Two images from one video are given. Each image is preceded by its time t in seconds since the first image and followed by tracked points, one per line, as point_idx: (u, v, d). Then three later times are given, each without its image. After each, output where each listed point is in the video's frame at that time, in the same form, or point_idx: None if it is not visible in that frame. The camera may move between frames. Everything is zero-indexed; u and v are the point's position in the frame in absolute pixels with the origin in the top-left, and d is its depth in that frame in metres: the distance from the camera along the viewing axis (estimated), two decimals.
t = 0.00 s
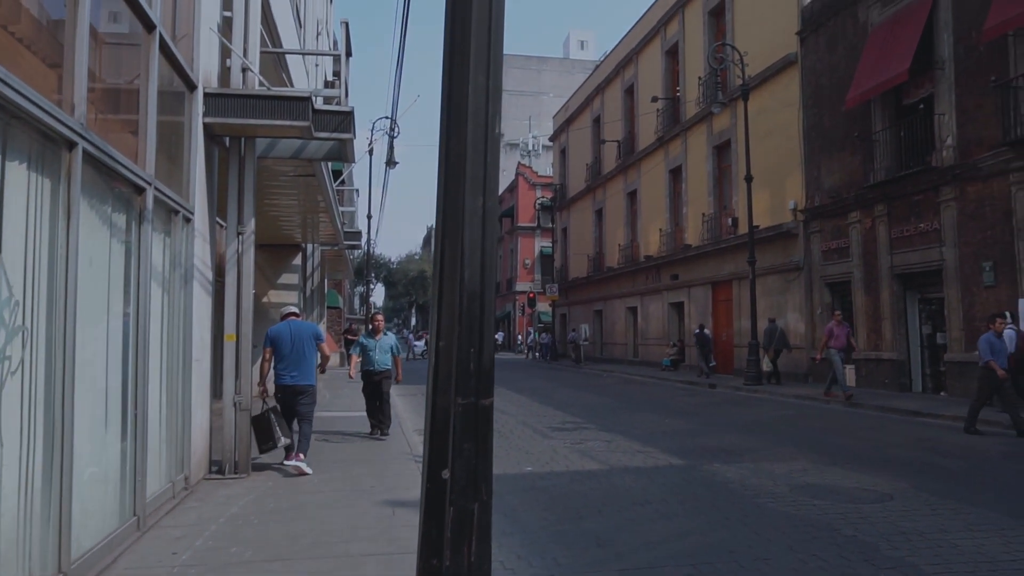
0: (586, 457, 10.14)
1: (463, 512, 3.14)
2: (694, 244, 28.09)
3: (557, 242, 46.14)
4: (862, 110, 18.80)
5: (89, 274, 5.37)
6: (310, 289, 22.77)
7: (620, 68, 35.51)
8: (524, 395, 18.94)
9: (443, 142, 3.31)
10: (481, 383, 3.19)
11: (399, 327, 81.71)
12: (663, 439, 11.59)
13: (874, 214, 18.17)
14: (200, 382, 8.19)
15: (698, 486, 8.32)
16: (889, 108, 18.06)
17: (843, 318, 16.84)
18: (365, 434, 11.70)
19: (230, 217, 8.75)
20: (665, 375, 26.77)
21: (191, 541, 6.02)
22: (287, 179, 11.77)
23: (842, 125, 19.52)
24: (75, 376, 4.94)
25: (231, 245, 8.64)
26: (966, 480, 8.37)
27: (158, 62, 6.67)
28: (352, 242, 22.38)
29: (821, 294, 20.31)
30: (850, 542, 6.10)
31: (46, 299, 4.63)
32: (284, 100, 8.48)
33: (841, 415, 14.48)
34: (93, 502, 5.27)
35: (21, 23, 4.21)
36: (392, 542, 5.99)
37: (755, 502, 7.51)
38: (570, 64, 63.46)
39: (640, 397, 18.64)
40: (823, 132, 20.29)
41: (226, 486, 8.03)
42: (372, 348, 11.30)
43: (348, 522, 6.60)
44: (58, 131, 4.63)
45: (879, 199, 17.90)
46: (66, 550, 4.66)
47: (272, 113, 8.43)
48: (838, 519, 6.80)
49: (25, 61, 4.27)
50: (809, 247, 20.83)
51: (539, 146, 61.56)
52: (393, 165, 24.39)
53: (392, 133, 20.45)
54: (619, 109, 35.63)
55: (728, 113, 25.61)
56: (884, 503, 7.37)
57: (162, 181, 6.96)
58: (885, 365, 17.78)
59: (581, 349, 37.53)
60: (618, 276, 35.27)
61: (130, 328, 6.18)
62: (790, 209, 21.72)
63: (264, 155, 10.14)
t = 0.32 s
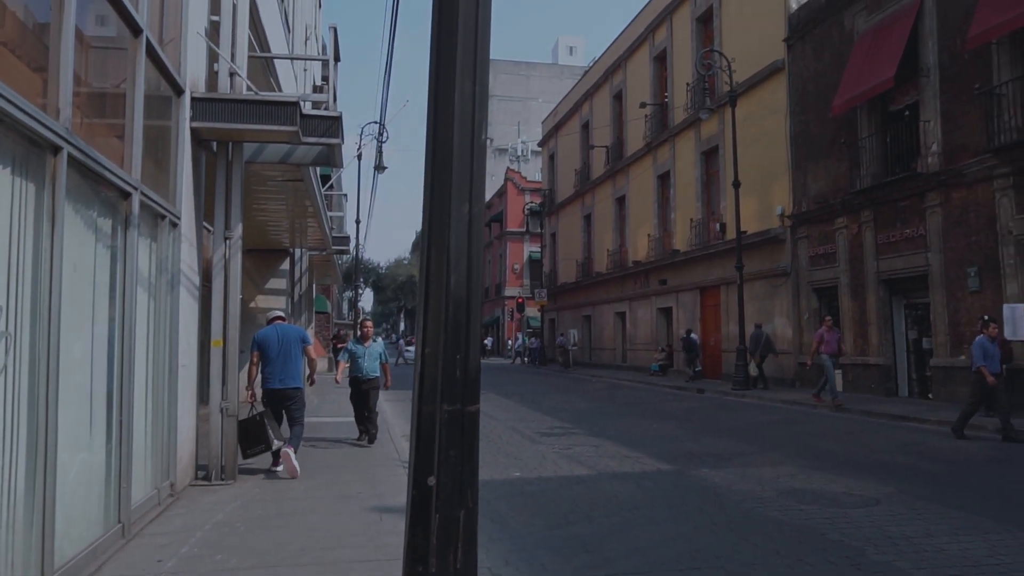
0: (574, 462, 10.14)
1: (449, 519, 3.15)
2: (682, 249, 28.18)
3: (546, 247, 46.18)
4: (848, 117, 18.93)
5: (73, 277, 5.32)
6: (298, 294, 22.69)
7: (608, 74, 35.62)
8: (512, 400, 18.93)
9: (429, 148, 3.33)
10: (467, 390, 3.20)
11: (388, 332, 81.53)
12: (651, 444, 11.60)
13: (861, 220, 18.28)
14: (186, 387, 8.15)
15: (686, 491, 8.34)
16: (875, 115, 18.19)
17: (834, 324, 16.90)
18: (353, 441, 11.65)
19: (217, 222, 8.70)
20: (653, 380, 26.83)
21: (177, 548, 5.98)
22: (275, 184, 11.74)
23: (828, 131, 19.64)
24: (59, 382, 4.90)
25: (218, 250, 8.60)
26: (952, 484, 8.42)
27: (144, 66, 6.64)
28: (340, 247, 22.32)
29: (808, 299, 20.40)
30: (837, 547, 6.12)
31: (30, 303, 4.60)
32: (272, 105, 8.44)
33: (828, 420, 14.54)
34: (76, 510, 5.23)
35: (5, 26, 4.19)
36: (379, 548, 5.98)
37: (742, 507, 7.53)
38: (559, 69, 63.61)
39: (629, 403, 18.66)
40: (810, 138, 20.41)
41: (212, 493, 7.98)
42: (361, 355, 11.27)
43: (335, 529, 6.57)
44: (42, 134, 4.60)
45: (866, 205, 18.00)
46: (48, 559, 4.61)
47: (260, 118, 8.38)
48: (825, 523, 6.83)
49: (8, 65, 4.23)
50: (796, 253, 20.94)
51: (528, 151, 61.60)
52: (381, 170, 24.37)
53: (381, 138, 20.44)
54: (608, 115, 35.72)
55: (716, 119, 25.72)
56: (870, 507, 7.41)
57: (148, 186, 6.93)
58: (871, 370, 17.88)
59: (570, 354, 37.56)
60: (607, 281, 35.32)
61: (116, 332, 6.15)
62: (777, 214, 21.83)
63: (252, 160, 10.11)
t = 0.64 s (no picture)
0: (561, 468, 10.13)
1: (432, 526, 3.17)
2: (670, 255, 28.27)
3: (534, 252, 46.21)
4: (833, 123, 19.05)
5: (55, 283, 5.27)
6: (285, 299, 22.61)
7: (596, 80, 35.71)
8: (500, 406, 18.90)
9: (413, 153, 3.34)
10: (451, 396, 3.21)
11: (376, 338, 81.38)
12: (638, 450, 11.61)
13: (846, 226, 18.39)
14: (170, 394, 8.08)
15: (673, 497, 8.34)
16: (859, 122, 18.32)
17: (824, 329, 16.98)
18: (340, 447, 11.59)
19: (202, 226, 8.62)
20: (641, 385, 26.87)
21: (161, 556, 5.93)
22: (262, 189, 11.69)
23: (814, 138, 19.76)
24: (40, 388, 4.85)
25: (203, 256, 8.55)
26: (935, 489, 8.46)
27: (129, 70, 6.60)
28: (328, 253, 22.25)
29: (794, 304, 20.51)
30: (822, 552, 6.13)
31: (11, 308, 4.55)
32: (258, 110, 8.42)
33: (814, 425, 14.60)
34: (58, 519, 5.17)
35: None
36: (363, 556, 5.95)
37: (729, 513, 7.55)
38: (547, 76, 63.75)
39: (616, 408, 18.68)
40: (796, 145, 20.53)
41: (197, 500, 7.92)
42: (349, 361, 11.23)
43: (319, 536, 6.54)
44: (23, 139, 4.55)
45: (851, 211, 18.10)
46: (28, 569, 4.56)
47: (246, 123, 8.36)
48: (810, 528, 6.85)
49: None
50: (782, 259, 21.05)
51: (516, 156, 61.68)
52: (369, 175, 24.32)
53: (368, 143, 20.41)
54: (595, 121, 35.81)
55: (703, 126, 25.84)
56: (855, 512, 7.44)
57: (132, 190, 6.88)
58: (857, 375, 17.96)
59: (557, 359, 37.58)
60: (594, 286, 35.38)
61: (98, 338, 6.09)
62: (763, 220, 21.94)
63: (237, 165, 10.05)
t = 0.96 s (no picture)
0: (549, 473, 10.11)
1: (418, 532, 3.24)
2: (658, 260, 28.33)
3: (523, 258, 46.22)
4: (820, 130, 19.16)
5: (38, 289, 5.21)
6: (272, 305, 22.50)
7: (585, 85, 35.82)
8: (488, 411, 18.86)
9: (401, 159, 3.41)
10: (437, 403, 3.27)
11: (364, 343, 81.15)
12: (627, 455, 11.60)
13: (832, 232, 18.50)
14: (157, 400, 8.07)
15: (660, 502, 8.34)
16: (846, 129, 18.43)
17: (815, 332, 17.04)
18: (327, 453, 11.52)
19: (189, 231, 8.59)
20: (629, 390, 26.89)
21: (145, 564, 5.88)
22: (250, 193, 11.64)
23: (801, 144, 19.88)
24: (23, 394, 4.79)
25: (191, 261, 8.51)
26: (922, 494, 8.49)
27: (115, 75, 6.55)
28: (315, 258, 22.16)
29: (781, 309, 20.59)
30: (808, 557, 6.15)
31: None
32: (246, 114, 8.39)
33: (802, 430, 14.63)
34: (41, 526, 5.12)
35: None
36: (350, 563, 5.93)
37: (716, 518, 7.55)
38: (536, 81, 63.83)
39: (605, 413, 18.67)
40: (783, 151, 20.66)
41: (182, 507, 7.87)
42: (337, 366, 11.17)
43: (306, 543, 6.50)
44: (8, 143, 4.52)
45: (838, 217, 18.20)
46: None
47: (234, 128, 8.33)
48: (797, 534, 6.86)
49: None
50: (770, 264, 21.14)
51: (505, 161, 61.69)
52: (357, 180, 24.27)
53: (356, 148, 20.35)
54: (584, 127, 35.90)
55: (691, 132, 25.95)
56: (842, 517, 7.46)
57: (118, 196, 6.83)
58: (844, 380, 18.04)
59: (545, 365, 37.55)
60: (583, 292, 35.42)
61: (83, 345, 6.04)
62: (751, 226, 22.03)
63: (225, 170, 10.00)
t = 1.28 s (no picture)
0: (536, 479, 10.10)
1: (402, 540, 3.26)
2: (645, 265, 28.40)
3: (511, 263, 46.20)
4: (806, 136, 19.28)
5: (20, 296, 5.15)
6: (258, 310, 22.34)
7: (572, 91, 35.91)
8: (476, 417, 18.80)
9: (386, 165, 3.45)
10: (421, 410, 3.30)
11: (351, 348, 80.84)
12: (614, 461, 11.59)
13: (818, 238, 18.61)
14: (142, 406, 8.02)
15: (648, 508, 8.34)
16: (832, 136, 18.56)
17: (804, 336, 17.09)
18: (313, 459, 11.43)
19: (174, 236, 8.55)
20: (617, 396, 26.90)
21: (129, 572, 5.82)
22: (236, 198, 11.58)
23: (787, 151, 20.01)
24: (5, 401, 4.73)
25: (176, 266, 8.46)
26: (908, 500, 8.53)
27: (100, 80, 6.50)
28: (302, 263, 22.05)
29: (768, 315, 20.67)
30: (795, 562, 6.16)
31: None
32: (233, 119, 8.37)
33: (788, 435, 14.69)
34: (22, 534, 5.06)
35: None
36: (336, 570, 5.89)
37: (704, 524, 7.56)
38: (524, 87, 63.89)
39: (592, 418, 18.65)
40: (769, 157, 20.78)
41: (166, 514, 7.80)
42: (324, 370, 11.11)
43: (292, 551, 6.45)
44: None
45: (824, 224, 18.31)
46: None
47: (220, 133, 8.29)
48: (784, 539, 6.87)
49: None
50: (756, 270, 21.23)
51: (493, 167, 61.71)
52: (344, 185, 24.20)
53: (344, 153, 20.29)
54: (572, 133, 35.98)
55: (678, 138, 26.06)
56: (829, 522, 7.48)
57: (102, 201, 6.78)
58: (830, 385, 18.12)
59: (533, 370, 37.52)
60: (571, 297, 35.47)
61: (66, 351, 5.99)
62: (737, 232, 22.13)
63: (211, 174, 9.94)
